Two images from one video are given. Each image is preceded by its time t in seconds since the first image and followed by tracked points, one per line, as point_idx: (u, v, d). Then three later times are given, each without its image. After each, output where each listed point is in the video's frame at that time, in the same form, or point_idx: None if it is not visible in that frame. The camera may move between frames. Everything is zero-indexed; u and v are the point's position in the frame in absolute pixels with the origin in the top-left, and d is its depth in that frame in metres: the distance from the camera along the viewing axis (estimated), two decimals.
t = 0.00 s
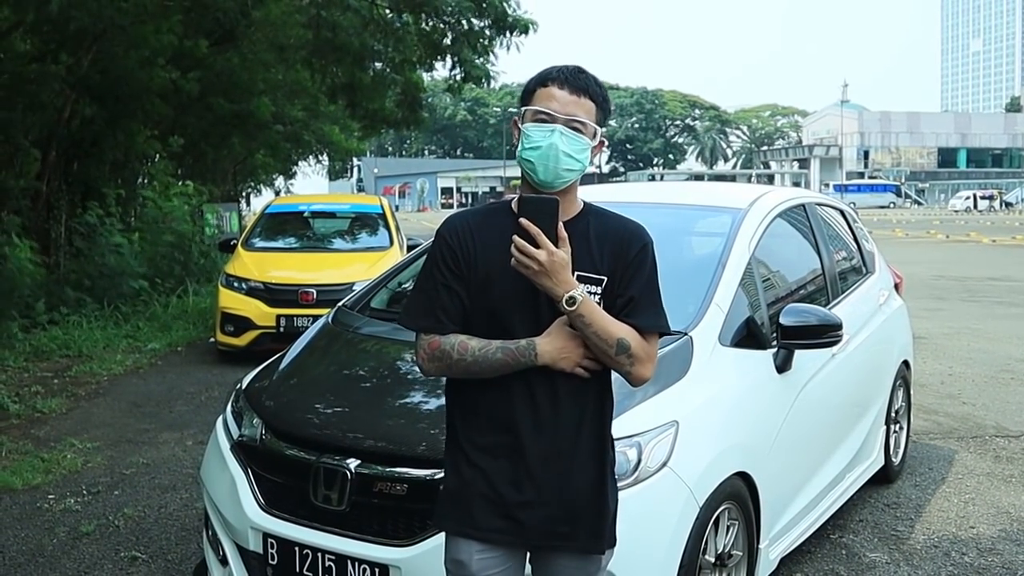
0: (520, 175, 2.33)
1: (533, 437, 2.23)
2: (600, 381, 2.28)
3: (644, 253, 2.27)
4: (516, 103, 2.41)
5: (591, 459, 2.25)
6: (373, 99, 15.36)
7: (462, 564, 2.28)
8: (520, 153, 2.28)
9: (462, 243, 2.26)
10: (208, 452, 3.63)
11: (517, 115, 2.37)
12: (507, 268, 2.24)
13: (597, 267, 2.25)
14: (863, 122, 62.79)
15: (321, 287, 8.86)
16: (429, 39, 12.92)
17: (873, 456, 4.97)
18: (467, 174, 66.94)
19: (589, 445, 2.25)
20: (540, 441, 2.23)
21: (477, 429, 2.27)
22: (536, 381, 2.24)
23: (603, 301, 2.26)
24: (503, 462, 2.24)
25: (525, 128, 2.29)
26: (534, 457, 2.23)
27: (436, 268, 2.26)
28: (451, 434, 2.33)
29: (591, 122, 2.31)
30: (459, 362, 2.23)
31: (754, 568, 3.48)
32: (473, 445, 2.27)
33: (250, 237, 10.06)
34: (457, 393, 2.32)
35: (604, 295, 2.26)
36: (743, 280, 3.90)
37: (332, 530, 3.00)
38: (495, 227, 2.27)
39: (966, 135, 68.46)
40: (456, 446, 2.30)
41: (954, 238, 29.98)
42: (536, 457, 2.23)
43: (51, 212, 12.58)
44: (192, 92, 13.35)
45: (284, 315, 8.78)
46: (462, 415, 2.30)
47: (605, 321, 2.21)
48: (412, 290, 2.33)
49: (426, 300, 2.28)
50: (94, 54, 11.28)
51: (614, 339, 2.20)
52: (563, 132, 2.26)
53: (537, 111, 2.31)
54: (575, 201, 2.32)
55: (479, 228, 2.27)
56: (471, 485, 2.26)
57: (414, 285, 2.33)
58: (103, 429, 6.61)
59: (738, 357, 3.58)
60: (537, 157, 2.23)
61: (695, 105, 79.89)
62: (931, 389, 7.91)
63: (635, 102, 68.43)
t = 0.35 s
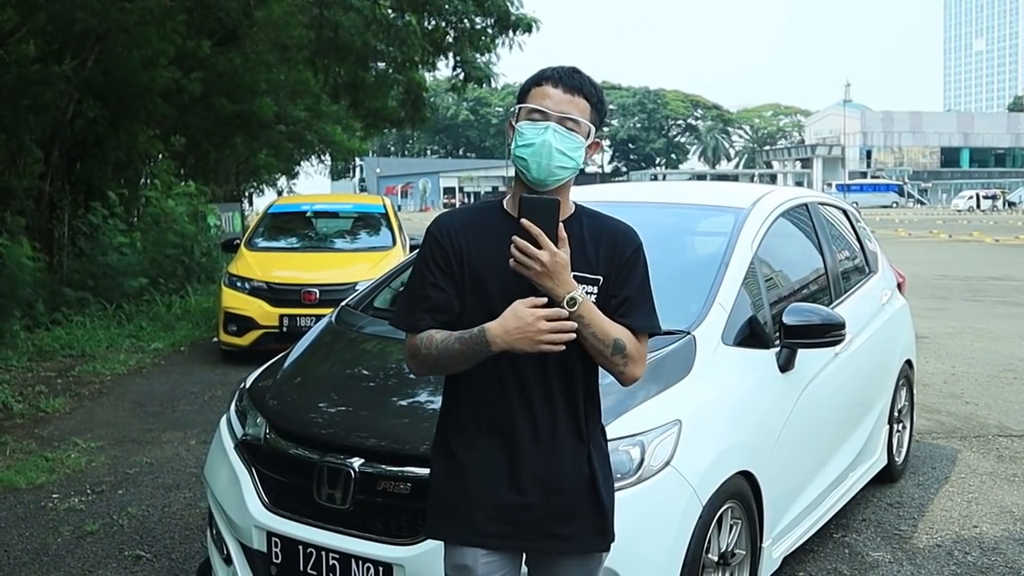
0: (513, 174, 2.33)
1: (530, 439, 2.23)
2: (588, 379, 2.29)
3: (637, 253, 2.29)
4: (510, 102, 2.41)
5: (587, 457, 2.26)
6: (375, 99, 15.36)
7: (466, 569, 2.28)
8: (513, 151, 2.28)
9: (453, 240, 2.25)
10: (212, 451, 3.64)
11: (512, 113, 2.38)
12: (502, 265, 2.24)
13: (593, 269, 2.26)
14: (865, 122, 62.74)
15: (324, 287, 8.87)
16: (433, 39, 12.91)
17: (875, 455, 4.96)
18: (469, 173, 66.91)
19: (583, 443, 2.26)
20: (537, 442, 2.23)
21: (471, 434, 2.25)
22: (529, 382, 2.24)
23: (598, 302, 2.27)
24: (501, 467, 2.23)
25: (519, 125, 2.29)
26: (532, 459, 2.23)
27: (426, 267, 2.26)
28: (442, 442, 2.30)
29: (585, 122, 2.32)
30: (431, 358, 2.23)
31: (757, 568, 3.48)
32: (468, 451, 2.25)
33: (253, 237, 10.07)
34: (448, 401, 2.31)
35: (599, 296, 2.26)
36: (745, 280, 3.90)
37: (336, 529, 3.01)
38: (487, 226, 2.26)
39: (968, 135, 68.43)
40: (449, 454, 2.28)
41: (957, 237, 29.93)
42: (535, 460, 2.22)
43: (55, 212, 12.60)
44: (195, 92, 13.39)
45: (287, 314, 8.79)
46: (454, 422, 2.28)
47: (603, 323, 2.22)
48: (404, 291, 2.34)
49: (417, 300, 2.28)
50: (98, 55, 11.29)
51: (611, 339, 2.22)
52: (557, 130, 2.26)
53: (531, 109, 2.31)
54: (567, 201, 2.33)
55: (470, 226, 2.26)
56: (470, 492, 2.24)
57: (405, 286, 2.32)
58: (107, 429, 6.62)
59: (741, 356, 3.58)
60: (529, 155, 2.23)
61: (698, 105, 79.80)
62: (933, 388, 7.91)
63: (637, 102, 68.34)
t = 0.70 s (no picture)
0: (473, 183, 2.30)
1: (506, 448, 2.21)
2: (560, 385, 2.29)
3: (603, 252, 2.28)
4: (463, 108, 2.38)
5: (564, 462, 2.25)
6: (377, 99, 15.37)
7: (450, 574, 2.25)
8: (475, 162, 2.25)
9: (427, 254, 2.21)
10: (217, 451, 3.65)
11: (467, 121, 2.34)
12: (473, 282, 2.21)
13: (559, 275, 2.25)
14: (868, 121, 62.70)
15: (327, 286, 8.87)
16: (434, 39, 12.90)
17: (878, 455, 4.96)
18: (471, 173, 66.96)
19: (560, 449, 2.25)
20: (514, 450, 2.21)
21: (447, 446, 2.23)
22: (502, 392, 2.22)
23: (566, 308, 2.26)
24: (479, 477, 2.20)
25: (477, 135, 2.27)
26: (510, 468, 2.20)
27: (402, 282, 2.21)
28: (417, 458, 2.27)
29: (544, 121, 2.30)
30: (442, 385, 2.18)
31: (760, 568, 3.48)
32: (444, 464, 2.22)
33: (255, 238, 10.08)
34: (421, 417, 2.28)
35: (566, 300, 2.26)
36: (748, 280, 3.91)
37: (340, 529, 3.02)
38: (458, 240, 2.23)
39: (971, 134, 68.42)
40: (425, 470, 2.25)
41: (960, 237, 29.91)
42: (513, 468, 2.20)
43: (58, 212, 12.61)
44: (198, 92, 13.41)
45: (289, 315, 8.81)
46: (429, 437, 2.25)
47: (569, 334, 2.21)
48: (376, 310, 2.27)
49: (394, 316, 2.22)
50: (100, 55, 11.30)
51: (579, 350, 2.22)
52: (518, 136, 2.24)
53: (487, 117, 2.28)
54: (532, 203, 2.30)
55: (440, 241, 2.23)
56: (451, 505, 2.21)
57: (377, 301, 2.26)
58: (110, 429, 6.63)
59: (744, 355, 3.59)
60: (494, 167, 2.21)
61: (700, 104, 79.77)
62: (935, 388, 7.91)
63: (639, 101, 68.35)
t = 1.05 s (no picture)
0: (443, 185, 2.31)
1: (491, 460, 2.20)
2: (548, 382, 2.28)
3: (582, 248, 2.29)
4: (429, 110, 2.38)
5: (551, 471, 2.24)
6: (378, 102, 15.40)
7: None
8: (443, 165, 2.26)
9: (403, 260, 2.22)
10: (221, 452, 3.66)
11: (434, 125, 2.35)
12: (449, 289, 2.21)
13: (538, 272, 2.25)
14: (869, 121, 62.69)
15: (330, 288, 8.90)
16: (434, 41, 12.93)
17: (881, 456, 4.96)
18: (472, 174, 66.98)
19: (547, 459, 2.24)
20: (501, 463, 2.19)
21: (433, 460, 2.21)
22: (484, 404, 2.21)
23: (547, 305, 2.27)
24: (466, 490, 2.19)
25: (444, 139, 2.27)
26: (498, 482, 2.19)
27: (379, 290, 2.22)
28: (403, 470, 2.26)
29: (511, 120, 2.29)
30: (429, 391, 2.18)
31: (764, 568, 3.48)
32: (431, 478, 2.21)
33: (257, 240, 10.09)
34: (407, 429, 2.27)
35: (547, 299, 2.26)
36: (751, 280, 3.91)
37: (343, 530, 3.02)
38: (433, 246, 2.24)
39: (972, 134, 68.41)
40: (413, 483, 2.24)
41: (962, 237, 29.91)
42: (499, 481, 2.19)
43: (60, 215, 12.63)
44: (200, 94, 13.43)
45: (291, 317, 8.81)
46: (414, 451, 2.24)
47: (551, 329, 2.19)
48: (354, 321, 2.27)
49: (374, 325, 2.23)
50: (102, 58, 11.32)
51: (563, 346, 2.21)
52: (484, 137, 2.24)
53: (453, 120, 2.28)
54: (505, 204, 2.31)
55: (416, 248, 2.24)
56: (441, 517, 2.21)
57: (355, 312, 2.27)
58: (114, 431, 6.64)
59: (746, 356, 3.59)
60: (462, 170, 2.21)
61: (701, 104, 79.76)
62: (937, 388, 7.92)
63: (640, 102, 68.36)
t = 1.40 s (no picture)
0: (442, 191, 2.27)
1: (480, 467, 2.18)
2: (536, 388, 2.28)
3: (574, 255, 2.30)
4: (423, 114, 2.31)
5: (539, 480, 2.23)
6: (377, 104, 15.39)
7: None
8: (450, 176, 2.21)
9: (396, 262, 2.19)
10: (223, 454, 3.65)
11: (432, 132, 2.29)
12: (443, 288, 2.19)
13: (532, 279, 2.25)
14: (868, 122, 62.73)
15: (330, 290, 8.89)
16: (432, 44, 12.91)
17: (883, 456, 4.96)
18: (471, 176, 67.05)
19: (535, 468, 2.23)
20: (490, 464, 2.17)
21: (420, 465, 2.19)
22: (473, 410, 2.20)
23: (539, 312, 2.27)
24: (453, 496, 2.17)
25: (451, 150, 2.22)
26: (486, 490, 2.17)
27: (372, 292, 2.18)
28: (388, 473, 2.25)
29: (514, 125, 2.28)
30: (419, 396, 2.16)
31: (767, 568, 3.48)
32: (420, 481, 2.19)
33: (257, 242, 10.09)
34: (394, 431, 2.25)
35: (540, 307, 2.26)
36: (753, 281, 3.91)
37: (346, 532, 3.02)
38: (424, 245, 2.21)
39: (971, 135, 68.41)
40: (397, 486, 2.22)
41: (961, 238, 29.94)
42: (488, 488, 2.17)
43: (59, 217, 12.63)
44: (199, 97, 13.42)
45: (292, 319, 8.81)
46: (401, 453, 2.22)
47: (545, 339, 2.20)
48: (343, 322, 2.23)
49: (365, 329, 2.19)
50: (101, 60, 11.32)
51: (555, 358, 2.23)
52: (494, 148, 2.22)
53: (459, 130, 2.23)
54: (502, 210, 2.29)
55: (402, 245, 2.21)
56: (426, 523, 2.19)
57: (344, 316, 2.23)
58: (114, 433, 6.64)
59: (749, 357, 3.59)
60: (476, 181, 2.18)
61: (699, 105, 79.81)
62: (939, 388, 7.93)
63: (639, 104, 68.39)
